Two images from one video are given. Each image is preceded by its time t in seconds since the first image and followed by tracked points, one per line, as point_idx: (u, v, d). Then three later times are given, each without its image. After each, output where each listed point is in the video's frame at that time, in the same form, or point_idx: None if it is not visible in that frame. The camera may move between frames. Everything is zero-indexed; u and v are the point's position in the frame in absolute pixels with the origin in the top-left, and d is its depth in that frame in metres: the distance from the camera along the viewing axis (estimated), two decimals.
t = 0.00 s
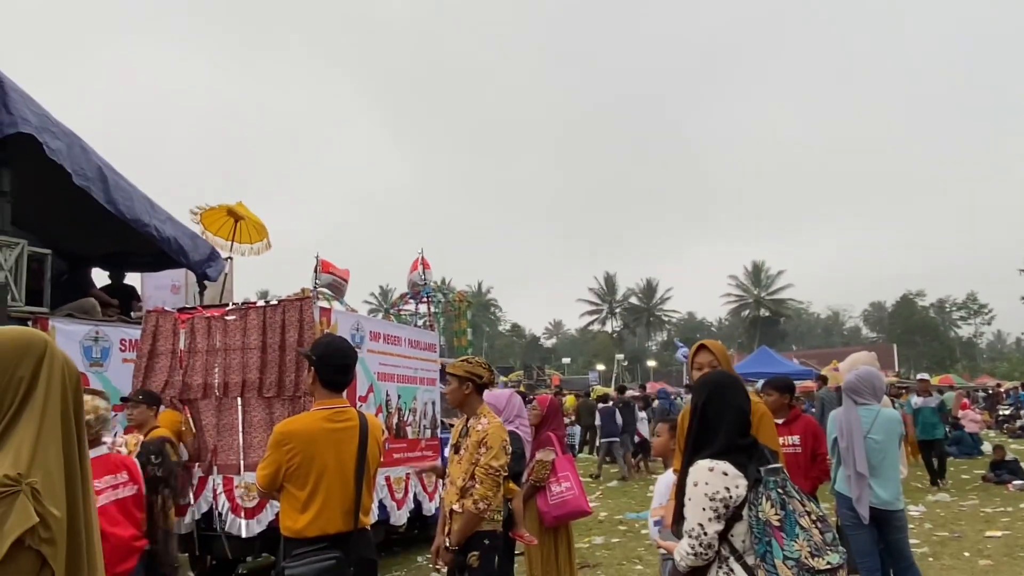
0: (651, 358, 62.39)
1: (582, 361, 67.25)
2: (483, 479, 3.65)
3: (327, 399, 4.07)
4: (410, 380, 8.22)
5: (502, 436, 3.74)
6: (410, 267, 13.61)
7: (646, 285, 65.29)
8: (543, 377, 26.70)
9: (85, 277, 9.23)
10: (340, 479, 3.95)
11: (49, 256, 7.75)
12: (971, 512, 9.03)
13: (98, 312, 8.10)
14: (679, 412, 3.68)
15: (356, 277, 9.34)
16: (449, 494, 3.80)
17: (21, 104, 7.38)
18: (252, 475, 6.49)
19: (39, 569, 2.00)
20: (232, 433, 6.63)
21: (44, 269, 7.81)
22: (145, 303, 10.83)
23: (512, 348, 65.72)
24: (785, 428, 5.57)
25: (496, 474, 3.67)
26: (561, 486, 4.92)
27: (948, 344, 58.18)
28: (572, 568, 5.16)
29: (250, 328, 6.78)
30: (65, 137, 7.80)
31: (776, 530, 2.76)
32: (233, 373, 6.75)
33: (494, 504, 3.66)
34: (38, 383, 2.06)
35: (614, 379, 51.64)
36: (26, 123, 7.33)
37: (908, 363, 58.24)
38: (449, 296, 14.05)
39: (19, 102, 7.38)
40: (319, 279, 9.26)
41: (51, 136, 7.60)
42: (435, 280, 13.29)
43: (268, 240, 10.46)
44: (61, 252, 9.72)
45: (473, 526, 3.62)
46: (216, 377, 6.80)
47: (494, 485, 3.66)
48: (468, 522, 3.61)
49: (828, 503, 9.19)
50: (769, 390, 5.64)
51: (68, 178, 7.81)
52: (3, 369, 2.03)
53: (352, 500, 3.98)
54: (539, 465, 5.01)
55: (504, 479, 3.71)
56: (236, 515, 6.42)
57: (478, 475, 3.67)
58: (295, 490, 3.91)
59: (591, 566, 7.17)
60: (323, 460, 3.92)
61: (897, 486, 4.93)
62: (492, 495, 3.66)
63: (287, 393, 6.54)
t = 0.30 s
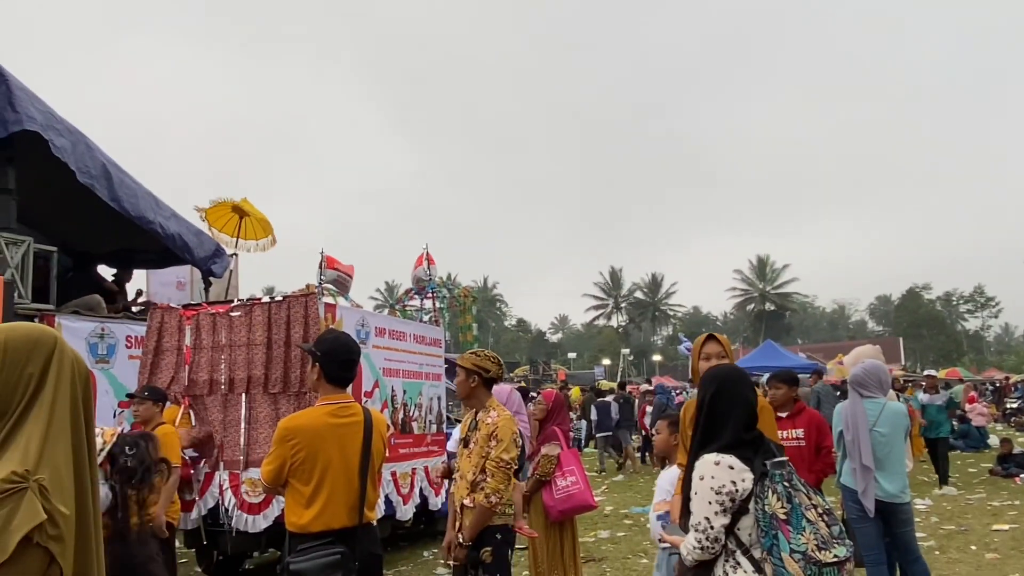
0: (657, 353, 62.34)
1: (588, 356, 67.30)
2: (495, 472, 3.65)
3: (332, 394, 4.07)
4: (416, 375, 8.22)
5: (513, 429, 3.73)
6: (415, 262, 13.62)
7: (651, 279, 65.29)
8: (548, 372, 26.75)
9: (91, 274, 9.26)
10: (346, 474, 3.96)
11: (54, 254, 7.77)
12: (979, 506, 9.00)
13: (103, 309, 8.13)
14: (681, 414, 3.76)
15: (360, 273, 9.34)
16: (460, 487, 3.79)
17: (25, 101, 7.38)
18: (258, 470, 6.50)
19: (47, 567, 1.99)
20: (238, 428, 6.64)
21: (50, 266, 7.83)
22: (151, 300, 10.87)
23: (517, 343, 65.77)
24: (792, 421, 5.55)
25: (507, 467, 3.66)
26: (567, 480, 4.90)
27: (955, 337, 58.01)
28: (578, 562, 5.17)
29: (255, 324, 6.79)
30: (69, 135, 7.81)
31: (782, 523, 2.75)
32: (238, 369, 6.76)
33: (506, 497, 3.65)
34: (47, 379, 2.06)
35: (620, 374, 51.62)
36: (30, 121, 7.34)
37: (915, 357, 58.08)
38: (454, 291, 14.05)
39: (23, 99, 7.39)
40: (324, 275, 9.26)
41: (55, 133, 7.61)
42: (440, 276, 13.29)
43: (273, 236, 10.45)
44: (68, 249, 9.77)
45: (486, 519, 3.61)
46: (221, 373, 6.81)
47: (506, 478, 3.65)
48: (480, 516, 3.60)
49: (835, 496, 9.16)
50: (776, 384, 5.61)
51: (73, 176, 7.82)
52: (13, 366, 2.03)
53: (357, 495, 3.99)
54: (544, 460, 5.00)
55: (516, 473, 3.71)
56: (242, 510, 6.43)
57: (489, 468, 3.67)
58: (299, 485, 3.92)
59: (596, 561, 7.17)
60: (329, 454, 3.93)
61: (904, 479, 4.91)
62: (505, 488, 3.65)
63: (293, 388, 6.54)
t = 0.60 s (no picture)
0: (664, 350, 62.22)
1: (595, 353, 67.27)
2: (502, 471, 3.64)
3: (340, 391, 4.08)
4: (423, 372, 8.23)
5: (522, 427, 3.73)
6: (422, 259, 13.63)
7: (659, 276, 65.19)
8: (556, 369, 26.75)
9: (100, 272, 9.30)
10: (353, 470, 3.97)
11: (63, 252, 7.82)
12: (988, 503, 8.95)
13: (112, 306, 8.16)
14: (685, 407, 3.89)
15: (367, 270, 9.35)
16: (469, 484, 3.80)
17: (33, 100, 7.41)
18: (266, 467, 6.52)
19: (57, 564, 2.01)
20: (246, 425, 6.66)
21: (59, 265, 7.87)
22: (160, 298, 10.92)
23: (525, 340, 65.83)
24: (802, 418, 5.52)
25: (515, 466, 3.66)
26: (575, 477, 4.90)
27: (965, 333, 57.72)
28: (584, 559, 5.17)
29: (262, 322, 6.81)
30: (77, 133, 7.84)
31: (791, 522, 2.75)
32: (247, 367, 6.78)
33: (513, 496, 3.65)
34: (55, 377, 2.07)
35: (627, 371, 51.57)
36: (38, 120, 7.37)
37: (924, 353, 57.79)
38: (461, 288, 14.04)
39: (32, 98, 7.42)
40: (331, 273, 9.28)
41: (63, 132, 7.63)
42: (447, 273, 13.30)
43: (280, 234, 10.49)
44: (77, 247, 9.81)
45: (493, 518, 3.61)
46: (229, 371, 6.84)
47: (513, 477, 3.64)
48: (488, 514, 3.60)
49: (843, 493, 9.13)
50: (787, 380, 5.58)
51: (81, 175, 7.85)
52: (21, 366, 2.04)
53: (363, 491, 3.99)
54: (551, 457, 5.00)
55: (524, 471, 3.70)
56: (250, 507, 6.46)
57: (497, 466, 3.67)
58: (306, 482, 3.92)
59: (603, 557, 7.17)
60: (335, 451, 3.93)
61: (911, 475, 4.89)
62: (512, 487, 3.65)
63: (300, 385, 6.56)
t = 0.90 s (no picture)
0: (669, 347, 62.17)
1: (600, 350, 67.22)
2: (503, 468, 3.64)
3: (344, 388, 4.08)
4: (428, 368, 8.24)
5: (523, 423, 3.72)
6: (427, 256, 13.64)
7: (665, 272, 65.11)
8: (560, 366, 26.76)
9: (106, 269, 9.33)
10: (358, 466, 3.97)
11: (69, 249, 7.84)
12: (993, 501, 8.93)
13: (118, 303, 8.19)
14: (689, 403, 3.88)
15: (372, 267, 9.37)
16: (472, 481, 3.81)
17: (39, 97, 7.43)
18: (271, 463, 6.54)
19: (63, 560, 2.02)
20: (251, 422, 6.67)
21: (65, 262, 7.90)
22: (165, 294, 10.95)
23: (529, 337, 65.88)
24: (817, 414, 5.50)
25: (516, 464, 3.66)
26: (579, 473, 4.90)
27: (971, 330, 57.56)
28: (589, 556, 5.17)
29: (267, 318, 6.81)
30: (82, 130, 7.85)
31: (799, 519, 2.74)
32: (252, 363, 6.79)
33: (515, 493, 3.65)
34: (62, 374, 2.07)
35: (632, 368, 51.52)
36: (44, 117, 7.39)
37: (930, 351, 57.60)
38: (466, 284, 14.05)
39: (37, 95, 7.44)
40: (336, 269, 9.30)
41: (69, 129, 7.65)
42: (451, 269, 13.31)
43: (286, 231, 10.52)
44: (82, 244, 9.83)
45: (495, 515, 3.62)
46: (234, 367, 6.85)
47: (513, 475, 3.64)
48: (489, 511, 3.61)
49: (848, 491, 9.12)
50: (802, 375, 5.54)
51: (87, 171, 7.87)
52: (29, 363, 2.05)
53: (368, 487, 4.00)
54: (556, 453, 5.01)
55: (525, 469, 3.70)
56: (255, 503, 6.48)
57: (499, 463, 3.67)
58: (311, 479, 3.93)
59: (608, 554, 7.18)
60: (341, 448, 3.94)
61: (917, 472, 4.86)
62: (513, 484, 3.65)
63: (305, 382, 6.56)
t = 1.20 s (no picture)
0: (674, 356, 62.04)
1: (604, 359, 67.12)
2: (506, 477, 3.64)
3: (349, 395, 4.08)
4: (432, 376, 8.23)
5: (526, 432, 3.71)
6: (432, 264, 13.66)
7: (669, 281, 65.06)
8: (565, 375, 26.73)
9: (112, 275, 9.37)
10: (361, 472, 3.97)
11: (76, 255, 7.87)
12: (1000, 512, 8.88)
13: (124, 309, 8.21)
14: (688, 408, 3.88)
15: (378, 274, 9.38)
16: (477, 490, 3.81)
17: (47, 104, 7.48)
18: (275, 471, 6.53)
19: (69, 567, 2.01)
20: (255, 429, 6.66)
21: (71, 268, 7.93)
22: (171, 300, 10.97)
23: (533, 345, 65.85)
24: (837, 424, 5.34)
25: (519, 473, 3.65)
26: (581, 482, 4.88)
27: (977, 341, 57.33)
28: (592, 565, 5.15)
29: (273, 325, 6.82)
30: (90, 137, 7.89)
31: (808, 531, 2.73)
32: (257, 370, 6.80)
33: (518, 502, 3.64)
34: (71, 382, 2.08)
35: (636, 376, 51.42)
36: (52, 124, 7.43)
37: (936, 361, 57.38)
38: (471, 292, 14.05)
39: (45, 102, 7.48)
40: (341, 276, 9.31)
41: (76, 136, 7.69)
42: (456, 277, 13.32)
43: (292, 238, 10.55)
44: (89, 251, 9.87)
45: (499, 525, 3.62)
46: (239, 374, 6.86)
47: (517, 484, 3.64)
48: (493, 520, 3.61)
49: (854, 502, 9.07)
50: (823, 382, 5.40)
51: (94, 178, 7.91)
52: (38, 370, 2.06)
53: (372, 494, 4.00)
54: (558, 462, 4.98)
55: (529, 478, 3.68)
56: (259, 509, 6.47)
57: (502, 472, 3.66)
58: (315, 485, 3.93)
59: (613, 563, 7.15)
60: (345, 454, 3.94)
61: (925, 483, 4.83)
62: (517, 493, 3.64)
63: (310, 389, 6.56)
